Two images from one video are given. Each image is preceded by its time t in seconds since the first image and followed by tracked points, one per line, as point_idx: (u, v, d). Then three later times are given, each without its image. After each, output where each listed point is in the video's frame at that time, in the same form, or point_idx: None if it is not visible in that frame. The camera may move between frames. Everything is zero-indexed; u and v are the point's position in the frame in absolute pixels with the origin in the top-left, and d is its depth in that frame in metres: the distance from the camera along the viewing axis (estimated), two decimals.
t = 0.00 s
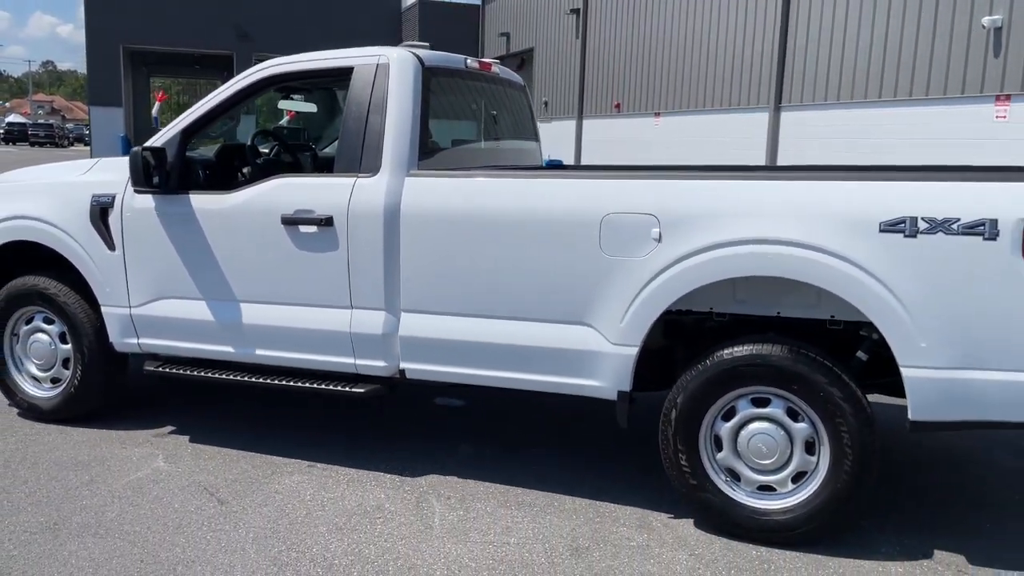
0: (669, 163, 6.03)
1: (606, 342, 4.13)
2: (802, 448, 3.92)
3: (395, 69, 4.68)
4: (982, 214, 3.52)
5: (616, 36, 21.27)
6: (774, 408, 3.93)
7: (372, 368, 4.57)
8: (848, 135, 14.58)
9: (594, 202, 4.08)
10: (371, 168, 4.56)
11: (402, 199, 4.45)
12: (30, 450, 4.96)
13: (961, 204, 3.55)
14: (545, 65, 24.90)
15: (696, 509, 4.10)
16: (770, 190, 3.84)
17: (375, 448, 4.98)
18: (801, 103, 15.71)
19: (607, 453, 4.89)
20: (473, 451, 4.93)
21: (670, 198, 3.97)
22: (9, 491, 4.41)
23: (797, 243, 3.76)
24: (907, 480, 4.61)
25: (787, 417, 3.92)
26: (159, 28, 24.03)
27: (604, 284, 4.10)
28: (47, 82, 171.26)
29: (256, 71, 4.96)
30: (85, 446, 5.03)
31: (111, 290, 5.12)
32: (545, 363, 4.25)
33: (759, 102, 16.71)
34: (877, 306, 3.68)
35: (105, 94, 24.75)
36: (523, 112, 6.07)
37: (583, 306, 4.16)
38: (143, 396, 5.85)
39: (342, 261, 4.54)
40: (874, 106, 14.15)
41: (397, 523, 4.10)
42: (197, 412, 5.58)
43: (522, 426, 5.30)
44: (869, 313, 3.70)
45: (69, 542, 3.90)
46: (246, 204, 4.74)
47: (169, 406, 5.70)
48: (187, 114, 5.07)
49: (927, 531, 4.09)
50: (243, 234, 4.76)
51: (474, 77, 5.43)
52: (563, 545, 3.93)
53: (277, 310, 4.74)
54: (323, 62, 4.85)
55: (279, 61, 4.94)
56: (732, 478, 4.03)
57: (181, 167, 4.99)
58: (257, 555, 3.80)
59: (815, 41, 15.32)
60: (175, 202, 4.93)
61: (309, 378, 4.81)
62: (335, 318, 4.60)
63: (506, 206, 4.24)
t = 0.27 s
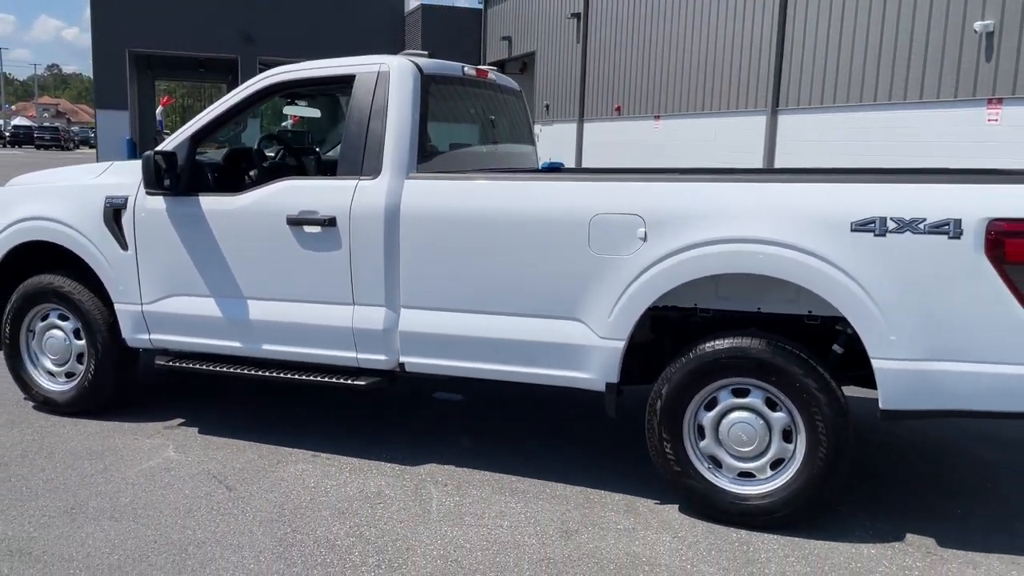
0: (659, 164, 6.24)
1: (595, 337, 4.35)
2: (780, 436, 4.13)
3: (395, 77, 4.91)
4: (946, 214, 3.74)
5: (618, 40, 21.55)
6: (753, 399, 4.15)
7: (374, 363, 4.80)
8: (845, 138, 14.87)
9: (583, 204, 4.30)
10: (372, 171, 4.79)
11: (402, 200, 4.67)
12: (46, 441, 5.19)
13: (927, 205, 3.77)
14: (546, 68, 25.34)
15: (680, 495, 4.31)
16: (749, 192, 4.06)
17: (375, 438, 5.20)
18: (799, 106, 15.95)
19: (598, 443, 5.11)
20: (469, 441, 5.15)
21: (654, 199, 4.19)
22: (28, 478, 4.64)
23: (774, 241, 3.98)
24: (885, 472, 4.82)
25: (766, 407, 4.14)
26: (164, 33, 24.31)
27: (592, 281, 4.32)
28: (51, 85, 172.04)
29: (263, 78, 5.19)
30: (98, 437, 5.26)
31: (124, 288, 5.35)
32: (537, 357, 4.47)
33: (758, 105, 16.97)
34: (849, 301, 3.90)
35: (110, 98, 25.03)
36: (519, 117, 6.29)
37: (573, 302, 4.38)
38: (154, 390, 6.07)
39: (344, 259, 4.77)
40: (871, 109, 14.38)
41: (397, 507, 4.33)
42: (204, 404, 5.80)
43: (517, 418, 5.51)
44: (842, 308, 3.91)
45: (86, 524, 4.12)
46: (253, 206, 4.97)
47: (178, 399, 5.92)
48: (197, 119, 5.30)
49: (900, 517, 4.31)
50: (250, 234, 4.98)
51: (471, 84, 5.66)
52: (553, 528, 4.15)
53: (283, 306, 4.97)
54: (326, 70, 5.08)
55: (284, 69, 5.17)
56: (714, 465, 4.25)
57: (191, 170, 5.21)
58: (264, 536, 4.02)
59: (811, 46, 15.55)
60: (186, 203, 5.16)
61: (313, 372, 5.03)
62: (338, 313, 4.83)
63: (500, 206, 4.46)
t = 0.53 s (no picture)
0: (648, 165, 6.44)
1: (582, 329, 4.56)
2: (757, 423, 4.34)
3: (392, 81, 5.13)
4: (912, 211, 3.94)
5: (621, 45, 21.86)
6: (732, 387, 4.35)
7: (372, 355, 5.01)
8: (840, 142, 15.32)
9: (570, 202, 4.52)
10: (370, 171, 5.00)
11: (398, 199, 4.89)
12: (58, 431, 5.40)
13: (894, 203, 3.98)
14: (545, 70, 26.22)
15: (663, 480, 4.52)
16: (727, 190, 4.26)
17: (373, 428, 5.41)
18: (798, 108, 16.18)
19: (587, 432, 5.31)
20: (463, 430, 5.36)
21: (637, 197, 4.40)
22: (40, 465, 4.85)
23: (750, 237, 4.19)
24: (862, 463, 5.02)
25: (743, 395, 4.34)
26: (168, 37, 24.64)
27: (579, 275, 4.53)
28: (55, 88, 172.89)
29: (266, 82, 5.41)
30: (107, 427, 5.47)
31: (132, 284, 5.57)
32: (526, 348, 4.68)
33: (754, 108, 17.34)
34: (821, 293, 4.10)
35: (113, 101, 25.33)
36: (513, 120, 6.50)
37: (561, 296, 4.59)
38: (160, 383, 6.28)
39: (342, 255, 4.98)
40: (868, 111, 14.61)
41: (392, 492, 4.53)
42: (209, 396, 6.01)
43: (509, 408, 5.72)
44: (814, 300, 4.12)
45: (97, 506, 4.33)
46: (256, 204, 5.19)
47: (183, 391, 6.14)
48: (202, 122, 5.51)
49: (873, 503, 4.51)
50: (254, 232, 5.20)
51: (465, 88, 5.86)
52: (541, 511, 4.35)
53: (284, 301, 5.18)
54: (326, 75, 5.31)
55: (286, 73, 5.39)
56: (695, 451, 4.45)
57: (196, 171, 5.42)
58: (265, 517, 4.23)
59: (808, 49, 15.79)
60: (192, 203, 5.38)
61: (314, 364, 5.24)
62: (337, 308, 5.04)
63: (491, 204, 4.67)
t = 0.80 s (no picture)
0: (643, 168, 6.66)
1: (572, 324, 4.77)
2: (739, 414, 4.55)
3: (392, 87, 5.35)
4: (884, 210, 4.15)
5: (637, 52, 23.17)
6: (714, 379, 4.56)
7: (372, 349, 5.23)
8: (836, 143, 16.39)
9: (560, 203, 4.73)
10: (370, 174, 5.22)
11: (397, 200, 5.11)
12: (71, 423, 5.62)
13: (868, 202, 4.18)
14: (551, 76, 27.96)
15: (650, 469, 4.72)
16: (709, 192, 4.48)
17: (375, 420, 5.63)
18: (794, 112, 17.55)
19: (580, 425, 5.51)
20: (461, 423, 5.57)
21: (624, 198, 4.61)
22: (55, 454, 5.07)
23: (731, 235, 4.40)
24: (844, 456, 5.20)
25: (725, 386, 4.55)
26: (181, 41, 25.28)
27: (569, 272, 4.74)
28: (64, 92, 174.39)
29: (272, 88, 5.65)
30: (118, 419, 5.70)
31: (142, 282, 5.79)
32: (519, 343, 4.89)
33: (757, 111, 18.59)
34: (799, 289, 4.31)
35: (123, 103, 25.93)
36: (510, 124, 6.73)
37: (552, 292, 4.80)
38: (168, 377, 6.51)
39: (343, 254, 5.20)
40: (866, 116, 15.74)
41: (392, 479, 4.75)
42: (216, 391, 6.23)
43: (506, 402, 5.93)
44: (792, 296, 4.32)
45: (110, 492, 4.55)
46: (261, 205, 5.41)
47: (191, 386, 6.35)
48: (210, 127, 5.75)
49: (852, 493, 4.71)
50: (259, 231, 5.42)
51: (462, 93, 6.08)
52: (532, 498, 4.55)
53: (288, 298, 5.40)
54: (329, 80, 5.53)
55: (290, 80, 5.61)
56: (680, 441, 4.66)
57: (203, 174, 5.65)
58: (270, 502, 4.44)
59: (809, 57, 17.08)
60: (200, 204, 5.60)
61: (317, 358, 5.47)
62: (339, 304, 5.26)
63: (485, 205, 4.88)
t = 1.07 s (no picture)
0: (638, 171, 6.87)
1: (568, 320, 4.98)
2: (727, 405, 4.75)
3: (395, 93, 5.58)
4: (864, 210, 4.35)
5: (640, 57, 23.45)
6: (703, 372, 4.77)
7: (377, 345, 5.44)
8: (834, 147, 16.63)
9: (557, 203, 4.94)
10: (375, 176, 5.44)
11: (400, 201, 5.32)
12: (87, 415, 5.85)
13: (849, 203, 4.38)
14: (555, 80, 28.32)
15: (642, 458, 4.93)
16: (698, 193, 4.68)
17: (379, 413, 5.84)
18: (793, 115, 17.82)
19: (576, 418, 5.71)
20: (462, 416, 5.78)
21: (618, 199, 4.82)
22: (73, 444, 5.29)
23: (718, 234, 4.61)
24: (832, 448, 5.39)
25: (714, 379, 4.76)
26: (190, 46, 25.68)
27: (565, 270, 4.95)
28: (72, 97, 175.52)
29: (280, 93, 5.87)
30: (132, 412, 5.92)
31: (155, 280, 6.01)
32: (517, 338, 5.11)
33: (756, 115, 18.88)
34: (783, 286, 4.52)
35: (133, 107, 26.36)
36: (511, 128, 6.94)
37: (549, 289, 5.01)
38: (179, 373, 6.73)
39: (349, 253, 5.42)
40: (864, 119, 15.97)
41: (395, 468, 4.96)
42: (225, 385, 6.45)
43: (506, 396, 6.14)
44: (777, 292, 4.53)
45: (126, 479, 4.76)
46: (270, 206, 5.63)
47: (201, 381, 6.57)
48: (221, 131, 5.97)
49: (836, 483, 4.91)
50: (268, 231, 5.64)
51: (463, 98, 6.30)
52: (529, 485, 4.76)
53: (296, 295, 5.62)
54: (336, 87, 5.75)
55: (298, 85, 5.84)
56: (671, 431, 4.86)
57: (214, 176, 5.87)
58: (279, 488, 4.66)
59: (807, 61, 17.34)
60: (211, 205, 5.83)
61: (323, 353, 5.68)
62: (345, 301, 5.48)
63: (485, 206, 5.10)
